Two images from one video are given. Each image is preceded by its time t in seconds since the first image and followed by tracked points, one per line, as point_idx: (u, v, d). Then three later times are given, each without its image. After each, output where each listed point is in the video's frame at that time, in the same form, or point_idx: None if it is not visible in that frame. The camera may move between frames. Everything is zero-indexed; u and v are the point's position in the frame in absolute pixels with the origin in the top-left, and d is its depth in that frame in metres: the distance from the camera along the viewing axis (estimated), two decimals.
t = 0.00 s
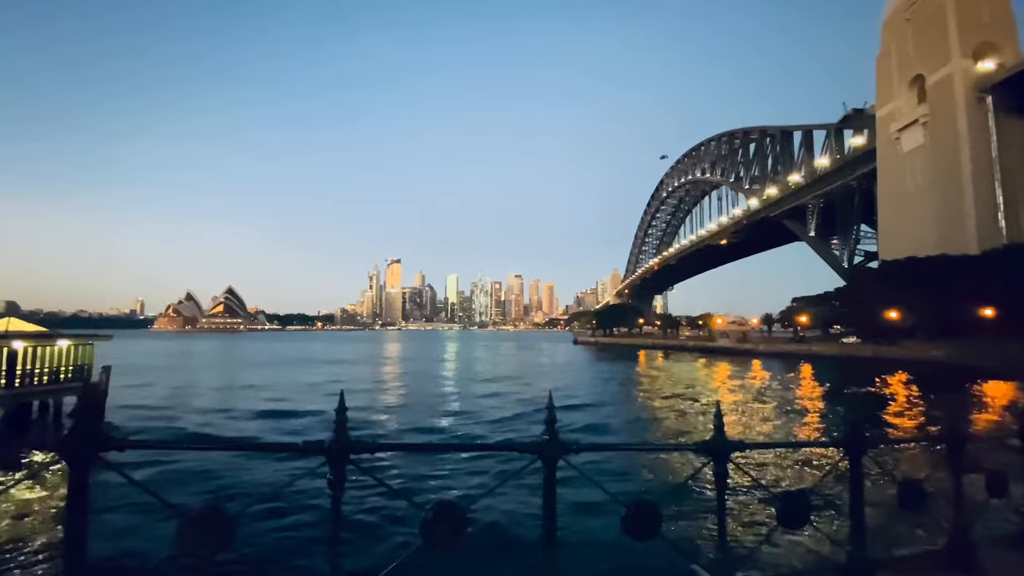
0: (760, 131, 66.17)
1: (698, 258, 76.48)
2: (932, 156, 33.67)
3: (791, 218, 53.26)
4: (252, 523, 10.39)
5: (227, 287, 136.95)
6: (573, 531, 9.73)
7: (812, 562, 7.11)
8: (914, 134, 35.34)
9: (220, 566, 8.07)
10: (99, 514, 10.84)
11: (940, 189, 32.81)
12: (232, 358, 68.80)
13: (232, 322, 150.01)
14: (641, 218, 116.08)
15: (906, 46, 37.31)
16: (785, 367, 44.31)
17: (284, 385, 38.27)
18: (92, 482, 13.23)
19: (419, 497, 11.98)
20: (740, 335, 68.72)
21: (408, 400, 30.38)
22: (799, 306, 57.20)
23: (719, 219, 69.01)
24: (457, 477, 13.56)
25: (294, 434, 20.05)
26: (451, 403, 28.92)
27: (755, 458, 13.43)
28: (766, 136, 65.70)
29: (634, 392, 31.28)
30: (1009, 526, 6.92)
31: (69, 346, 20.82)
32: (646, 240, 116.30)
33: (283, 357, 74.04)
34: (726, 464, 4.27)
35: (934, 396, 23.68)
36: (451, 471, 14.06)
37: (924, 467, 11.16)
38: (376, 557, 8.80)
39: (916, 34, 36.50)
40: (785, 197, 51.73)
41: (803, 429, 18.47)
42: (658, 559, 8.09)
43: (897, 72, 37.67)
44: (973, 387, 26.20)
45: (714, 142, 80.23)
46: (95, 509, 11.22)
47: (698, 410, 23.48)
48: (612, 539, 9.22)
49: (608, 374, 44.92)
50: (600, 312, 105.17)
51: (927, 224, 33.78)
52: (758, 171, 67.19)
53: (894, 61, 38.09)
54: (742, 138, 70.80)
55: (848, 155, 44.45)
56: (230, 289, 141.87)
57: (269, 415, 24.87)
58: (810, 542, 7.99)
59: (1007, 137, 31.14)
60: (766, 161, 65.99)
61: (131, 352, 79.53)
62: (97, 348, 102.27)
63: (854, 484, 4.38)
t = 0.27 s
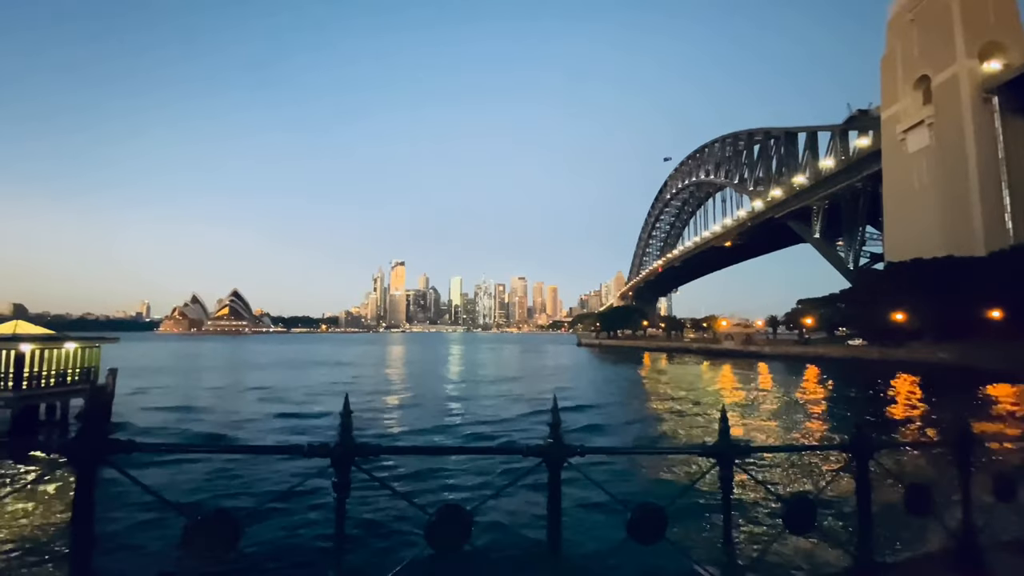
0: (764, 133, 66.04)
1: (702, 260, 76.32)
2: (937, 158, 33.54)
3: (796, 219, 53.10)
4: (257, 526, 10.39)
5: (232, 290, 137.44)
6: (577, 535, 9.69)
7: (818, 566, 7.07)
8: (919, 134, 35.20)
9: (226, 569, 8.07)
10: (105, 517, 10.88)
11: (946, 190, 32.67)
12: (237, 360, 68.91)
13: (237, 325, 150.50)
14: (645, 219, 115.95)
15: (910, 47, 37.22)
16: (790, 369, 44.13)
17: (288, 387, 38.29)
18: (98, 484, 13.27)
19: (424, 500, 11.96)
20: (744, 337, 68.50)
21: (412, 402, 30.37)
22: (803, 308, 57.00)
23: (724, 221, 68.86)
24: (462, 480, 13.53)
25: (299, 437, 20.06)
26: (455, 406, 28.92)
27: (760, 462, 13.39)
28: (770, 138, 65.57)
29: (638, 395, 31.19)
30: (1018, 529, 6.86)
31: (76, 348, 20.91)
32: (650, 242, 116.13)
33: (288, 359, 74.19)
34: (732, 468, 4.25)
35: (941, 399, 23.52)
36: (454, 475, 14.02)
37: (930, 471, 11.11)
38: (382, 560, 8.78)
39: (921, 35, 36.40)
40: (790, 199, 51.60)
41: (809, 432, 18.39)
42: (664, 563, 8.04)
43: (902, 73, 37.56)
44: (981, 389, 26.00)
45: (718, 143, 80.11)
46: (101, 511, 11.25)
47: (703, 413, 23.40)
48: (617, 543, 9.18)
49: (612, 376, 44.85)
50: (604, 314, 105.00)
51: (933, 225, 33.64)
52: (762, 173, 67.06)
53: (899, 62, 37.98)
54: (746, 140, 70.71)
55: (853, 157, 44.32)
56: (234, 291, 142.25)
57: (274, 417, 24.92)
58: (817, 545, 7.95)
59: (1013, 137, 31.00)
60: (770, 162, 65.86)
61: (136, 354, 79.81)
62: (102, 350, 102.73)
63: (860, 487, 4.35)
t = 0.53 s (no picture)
0: (767, 135, 65.94)
1: (706, 263, 76.15)
2: (943, 159, 33.38)
3: (800, 222, 52.96)
4: (262, 529, 10.39)
5: (236, 293, 137.74)
6: (581, 539, 9.62)
7: (824, 571, 7.01)
8: (924, 136, 35.06)
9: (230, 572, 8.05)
10: (110, 519, 10.90)
11: (952, 192, 32.50)
12: (241, 363, 69.04)
13: (242, 328, 150.80)
14: (648, 222, 115.81)
15: (915, 48, 37.13)
16: (795, 372, 43.93)
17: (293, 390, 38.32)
18: (103, 487, 13.30)
19: (428, 504, 11.94)
20: (749, 340, 68.27)
21: (416, 405, 30.37)
22: (808, 310, 56.77)
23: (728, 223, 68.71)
24: (466, 483, 13.49)
25: (303, 440, 20.08)
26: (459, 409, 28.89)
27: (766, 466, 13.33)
28: (774, 140, 65.45)
29: (643, 398, 31.11)
30: None
31: (82, 351, 20.98)
32: (653, 245, 115.96)
33: (292, 362, 74.27)
34: (736, 472, 4.22)
35: (947, 402, 23.36)
36: (458, 478, 13.99)
37: (937, 475, 11.04)
38: (386, 563, 8.76)
39: (925, 36, 36.32)
40: (794, 201, 51.48)
41: (814, 435, 18.31)
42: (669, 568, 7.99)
43: (906, 75, 37.48)
44: (988, 392, 25.79)
45: (722, 146, 80.08)
46: (106, 514, 11.28)
47: (708, 416, 23.32)
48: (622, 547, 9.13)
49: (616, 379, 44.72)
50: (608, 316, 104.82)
51: (940, 227, 33.46)
52: (766, 175, 66.92)
53: (903, 64, 37.91)
54: (750, 142, 70.62)
55: (857, 158, 44.20)
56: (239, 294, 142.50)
57: (278, 420, 24.94)
58: (824, 550, 7.90)
59: (1019, 137, 30.79)
60: (774, 164, 65.74)
61: (141, 357, 80.00)
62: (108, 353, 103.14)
63: (867, 491, 4.30)
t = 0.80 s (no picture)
0: (770, 137, 65.84)
1: (710, 265, 76.02)
2: (947, 161, 33.27)
3: (804, 224, 52.84)
4: (265, 532, 10.42)
5: (240, 297, 137.92)
6: (584, 544, 9.57)
7: None
8: (927, 138, 34.98)
9: None
10: (115, 523, 10.91)
11: (957, 193, 32.37)
12: (244, 366, 69.11)
13: (245, 331, 150.99)
14: (651, 225, 115.76)
15: (918, 50, 37.07)
16: (799, 376, 43.76)
17: (296, 394, 38.30)
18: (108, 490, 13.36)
19: (431, 508, 11.92)
20: (753, 343, 68.07)
21: (419, 408, 30.34)
22: (813, 313, 56.60)
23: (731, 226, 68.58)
24: (469, 488, 13.42)
25: (307, 444, 20.08)
26: (462, 412, 28.85)
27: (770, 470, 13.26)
28: (777, 142, 65.37)
29: (647, 401, 31.06)
30: None
31: (87, 354, 21.03)
32: (656, 247, 115.82)
33: (295, 365, 74.34)
34: (740, 476, 4.20)
35: (952, 406, 23.25)
36: (461, 482, 13.96)
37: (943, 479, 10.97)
38: (389, 567, 8.77)
39: (928, 38, 36.27)
40: (797, 203, 51.39)
41: (818, 439, 18.24)
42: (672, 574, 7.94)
43: (910, 76, 37.40)
44: (994, 395, 25.61)
45: (724, 148, 79.99)
46: (111, 517, 11.32)
47: (712, 419, 23.23)
48: (625, 552, 9.10)
49: (619, 382, 44.66)
50: (611, 319, 104.62)
51: (944, 229, 33.32)
52: (769, 177, 66.82)
53: (907, 65, 37.83)
54: (753, 144, 70.55)
55: (861, 161, 44.11)
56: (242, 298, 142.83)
57: (282, 424, 24.94)
58: (830, 555, 7.84)
59: None
60: (777, 167, 65.63)
61: (144, 361, 80.15)
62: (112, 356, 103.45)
63: (873, 496, 4.28)
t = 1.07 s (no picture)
0: (773, 140, 65.83)
1: (713, 268, 75.91)
2: (951, 163, 33.21)
3: (807, 227, 52.76)
4: (269, 535, 10.42)
5: (243, 299, 138.14)
6: (586, 548, 9.54)
7: None
8: (931, 140, 34.92)
9: None
10: (119, 526, 10.91)
11: (961, 195, 32.30)
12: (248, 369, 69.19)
13: (249, 333, 151.23)
14: (654, 227, 115.73)
15: (921, 53, 37.04)
16: (803, 379, 43.63)
17: (299, 397, 38.33)
18: (112, 493, 13.38)
19: (433, 511, 11.90)
20: (756, 345, 67.89)
21: (422, 411, 30.32)
22: (816, 316, 56.46)
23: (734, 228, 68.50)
24: (472, 492, 13.39)
25: (310, 447, 20.08)
26: (465, 415, 28.83)
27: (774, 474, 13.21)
28: (779, 145, 65.34)
29: (650, 404, 31.03)
30: None
31: (91, 357, 21.10)
32: (659, 250, 115.72)
33: (298, 368, 74.48)
34: (743, 480, 4.18)
35: (957, 409, 23.14)
36: (464, 486, 13.92)
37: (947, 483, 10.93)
38: (393, 570, 8.75)
39: (931, 40, 36.24)
40: (800, 205, 51.33)
41: (822, 442, 18.18)
42: None
43: (913, 79, 37.38)
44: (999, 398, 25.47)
45: (727, 151, 79.96)
46: (115, 519, 11.34)
47: (715, 423, 23.16)
48: (628, 556, 9.07)
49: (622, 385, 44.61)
50: (614, 322, 104.48)
51: (948, 231, 33.22)
52: (772, 180, 66.74)
53: (909, 67, 37.81)
54: (755, 147, 70.53)
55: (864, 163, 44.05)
56: (246, 301, 143.02)
57: (285, 427, 24.95)
58: (834, 560, 7.80)
59: None
60: (780, 169, 65.58)
61: (148, 364, 80.37)
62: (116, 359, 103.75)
63: (878, 501, 4.26)
